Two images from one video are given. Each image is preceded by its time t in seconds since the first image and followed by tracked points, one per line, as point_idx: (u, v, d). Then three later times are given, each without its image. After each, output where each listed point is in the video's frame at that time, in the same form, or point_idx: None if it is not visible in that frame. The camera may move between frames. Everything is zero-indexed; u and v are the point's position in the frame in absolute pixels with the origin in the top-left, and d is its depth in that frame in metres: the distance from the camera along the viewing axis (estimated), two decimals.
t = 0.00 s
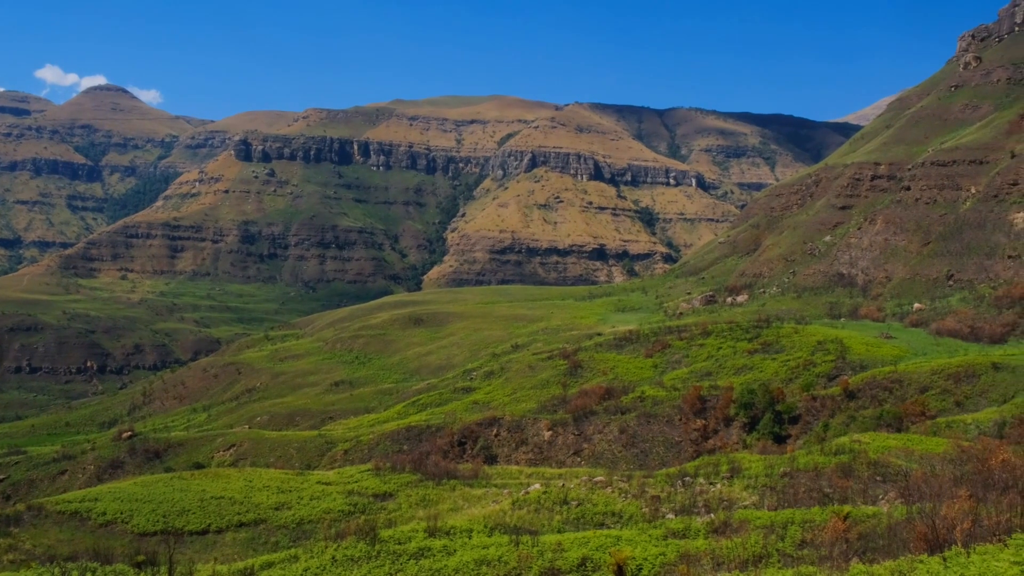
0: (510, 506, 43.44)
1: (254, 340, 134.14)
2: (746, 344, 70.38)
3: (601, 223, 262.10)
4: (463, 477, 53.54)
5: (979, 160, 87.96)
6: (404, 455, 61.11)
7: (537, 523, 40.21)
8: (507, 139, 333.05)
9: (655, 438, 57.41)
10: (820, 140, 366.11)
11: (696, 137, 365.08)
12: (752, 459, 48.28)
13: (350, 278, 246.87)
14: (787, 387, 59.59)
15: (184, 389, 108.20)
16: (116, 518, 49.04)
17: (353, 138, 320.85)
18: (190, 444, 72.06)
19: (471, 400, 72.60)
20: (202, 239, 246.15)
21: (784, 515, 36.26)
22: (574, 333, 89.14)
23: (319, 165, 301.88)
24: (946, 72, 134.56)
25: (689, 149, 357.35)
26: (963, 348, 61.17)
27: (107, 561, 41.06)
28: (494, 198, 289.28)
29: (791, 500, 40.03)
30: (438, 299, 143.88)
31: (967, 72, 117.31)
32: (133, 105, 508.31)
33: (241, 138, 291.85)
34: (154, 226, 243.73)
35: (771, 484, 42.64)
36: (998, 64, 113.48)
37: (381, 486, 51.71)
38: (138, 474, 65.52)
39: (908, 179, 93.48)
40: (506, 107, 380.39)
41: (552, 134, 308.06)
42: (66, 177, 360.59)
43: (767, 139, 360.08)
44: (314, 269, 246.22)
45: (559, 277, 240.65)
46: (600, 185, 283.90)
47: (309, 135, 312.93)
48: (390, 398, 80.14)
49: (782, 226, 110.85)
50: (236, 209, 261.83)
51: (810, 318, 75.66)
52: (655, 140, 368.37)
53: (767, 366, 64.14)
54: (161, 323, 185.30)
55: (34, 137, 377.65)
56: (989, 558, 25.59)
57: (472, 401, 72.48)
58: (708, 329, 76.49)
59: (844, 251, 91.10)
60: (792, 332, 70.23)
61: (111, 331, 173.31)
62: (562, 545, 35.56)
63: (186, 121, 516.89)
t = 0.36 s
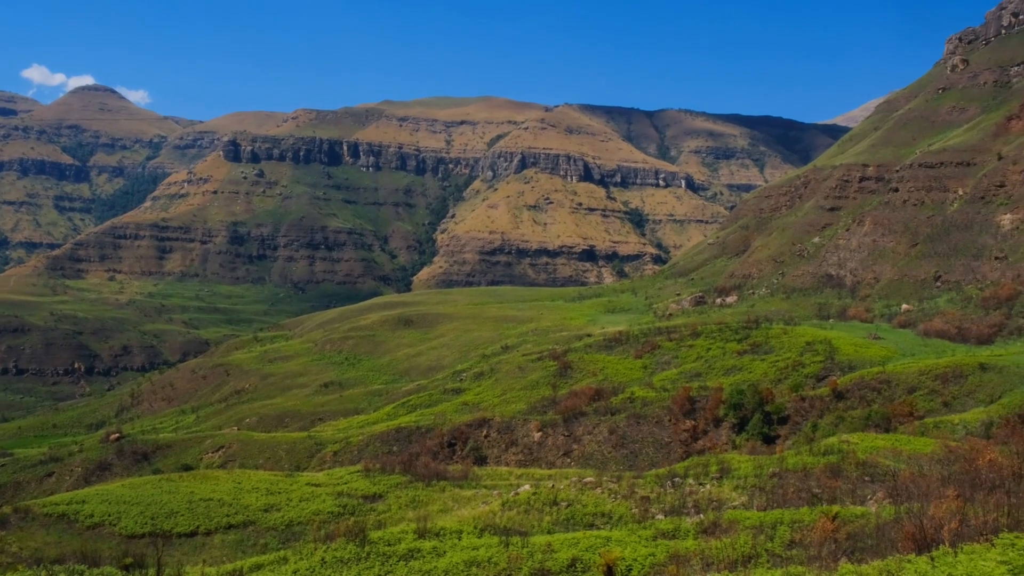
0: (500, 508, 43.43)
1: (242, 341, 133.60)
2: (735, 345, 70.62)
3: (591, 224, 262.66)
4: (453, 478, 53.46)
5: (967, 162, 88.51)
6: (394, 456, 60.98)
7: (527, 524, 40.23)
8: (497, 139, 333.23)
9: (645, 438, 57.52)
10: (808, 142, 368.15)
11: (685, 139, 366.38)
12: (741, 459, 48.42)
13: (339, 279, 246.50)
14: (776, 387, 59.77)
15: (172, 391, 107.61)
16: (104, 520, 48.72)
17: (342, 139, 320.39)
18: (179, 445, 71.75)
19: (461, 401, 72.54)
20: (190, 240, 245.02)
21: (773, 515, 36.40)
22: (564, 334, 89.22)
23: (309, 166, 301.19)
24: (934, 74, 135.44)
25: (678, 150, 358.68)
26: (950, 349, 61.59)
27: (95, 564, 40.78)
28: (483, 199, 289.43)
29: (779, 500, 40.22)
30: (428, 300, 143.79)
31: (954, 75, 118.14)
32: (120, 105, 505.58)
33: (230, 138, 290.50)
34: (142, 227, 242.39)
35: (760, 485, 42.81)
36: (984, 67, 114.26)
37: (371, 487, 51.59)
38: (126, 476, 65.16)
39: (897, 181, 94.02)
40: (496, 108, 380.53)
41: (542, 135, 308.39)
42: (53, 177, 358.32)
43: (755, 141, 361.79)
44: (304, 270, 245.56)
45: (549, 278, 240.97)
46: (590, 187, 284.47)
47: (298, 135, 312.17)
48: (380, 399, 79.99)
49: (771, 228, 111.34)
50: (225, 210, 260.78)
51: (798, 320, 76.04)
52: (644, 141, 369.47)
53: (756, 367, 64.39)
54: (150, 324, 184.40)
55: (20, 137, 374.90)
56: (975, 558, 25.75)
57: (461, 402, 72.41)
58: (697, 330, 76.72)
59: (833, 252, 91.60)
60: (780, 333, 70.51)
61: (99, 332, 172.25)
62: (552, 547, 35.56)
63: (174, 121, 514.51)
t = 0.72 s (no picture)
0: (490, 509, 43.39)
1: (231, 342, 133.03)
2: (724, 346, 70.83)
3: (580, 225, 263.01)
4: (443, 479, 53.39)
5: (954, 164, 89.12)
6: (384, 457, 60.84)
7: (517, 525, 40.25)
8: (487, 140, 333.31)
9: (635, 439, 57.61)
10: (797, 143, 369.68)
11: (674, 140, 367.35)
12: (731, 460, 48.59)
13: (329, 280, 245.94)
14: (765, 388, 59.99)
15: (160, 392, 107.03)
16: (91, 522, 48.44)
17: (332, 139, 319.69)
18: (167, 447, 71.34)
19: (451, 402, 72.53)
20: (179, 241, 243.73)
21: (763, 515, 36.53)
22: (553, 335, 89.30)
23: (298, 166, 300.31)
24: (922, 76, 136.26)
25: (667, 151, 359.56)
26: (937, 349, 61.98)
27: (83, 566, 40.52)
28: (473, 200, 289.25)
29: (768, 501, 40.38)
30: (417, 301, 143.61)
31: (942, 77, 118.88)
32: (108, 105, 502.87)
33: (218, 138, 289.22)
34: (130, 228, 240.95)
35: (750, 485, 42.96)
36: (972, 70, 115.04)
37: (361, 489, 51.47)
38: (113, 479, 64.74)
39: (885, 183, 94.57)
40: (486, 109, 380.64)
41: (532, 136, 308.55)
42: (40, 177, 356.02)
43: (744, 142, 363.03)
44: (293, 271, 244.78)
45: (539, 279, 240.94)
46: (579, 188, 284.84)
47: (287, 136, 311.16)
48: (369, 400, 79.82)
49: (760, 229, 111.78)
50: (213, 210, 259.55)
51: (787, 320, 76.37)
52: (634, 142, 370.26)
53: (745, 368, 64.61)
54: (138, 325, 183.45)
55: (7, 137, 372.16)
56: (963, 558, 25.92)
57: (451, 403, 72.30)
58: (686, 331, 76.94)
59: (821, 254, 92.07)
60: (769, 334, 70.78)
61: (86, 333, 171.15)
62: (543, 548, 35.56)
63: (162, 121, 512.08)
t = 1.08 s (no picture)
0: (479, 509, 43.35)
1: (219, 343, 132.42)
2: (712, 346, 71.08)
3: (569, 225, 263.35)
4: (431, 480, 53.34)
5: (940, 165, 89.79)
6: (372, 458, 60.71)
7: (506, 526, 40.22)
8: (476, 141, 333.37)
9: (623, 439, 57.71)
10: (784, 145, 371.43)
11: (663, 141, 368.42)
12: (719, 460, 48.75)
13: (317, 280, 245.26)
14: (753, 388, 60.24)
15: (147, 393, 106.34)
16: (77, 524, 48.10)
17: (320, 139, 318.83)
18: (154, 449, 70.91)
19: (439, 403, 72.51)
20: (165, 241, 242.33)
21: (750, 515, 36.65)
22: (542, 335, 89.42)
23: (286, 167, 299.29)
24: (908, 78, 137.24)
25: (656, 152, 360.54)
26: (923, 349, 62.42)
27: (68, 568, 40.21)
28: (461, 200, 289.02)
29: (756, 500, 40.54)
30: (406, 301, 143.40)
31: (927, 79, 119.76)
32: (94, 105, 499.58)
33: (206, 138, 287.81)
34: (116, 228, 239.30)
35: (738, 485, 43.12)
36: (957, 72, 115.97)
37: (349, 490, 51.32)
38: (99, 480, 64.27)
39: (871, 184, 95.16)
40: (474, 110, 380.53)
41: (520, 137, 308.76)
42: (25, 177, 353.06)
43: (732, 144, 364.54)
44: (280, 272, 243.89)
45: (527, 279, 240.94)
46: (568, 189, 285.24)
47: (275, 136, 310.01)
48: (358, 401, 79.64)
49: (748, 229, 112.24)
50: (200, 210, 258.11)
51: (775, 321, 76.69)
52: (622, 143, 371.11)
53: (733, 368, 64.87)
54: (124, 326, 182.30)
55: None
56: (949, 556, 26.07)
57: (440, 404, 72.21)
58: (675, 331, 77.15)
59: (808, 255, 92.53)
60: (757, 334, 71.07)
61: (72, 334, 169.91)
62: (531, 548, 35.57)
63: (149, 121, 509.20)
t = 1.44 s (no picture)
0: (468, 510, 43.29)
1: (208, 344, 131.82)
2: (701, 347, 71.25)
3: (558, 226, 263.62)
4: (420, 481, 53.27)
5: (927, 167, 90.36)
6: (361, 459, 60.57)
7: (495, 526, 40.17)
8: (465, 141, 333.23)
9: (613, 440, 57.73)
10: (772, 146, 372.96)
11: (652, 142, 369.31)
12: (708, 459, 48.88)
13: (306, 280, 244.57)
14: (742, 388, 60.45)
15: (135, 394, 105.72)
16: (64, 526, 47.78)
17: (309, 140, 317.99)
18: (141, 450, 70.46)
19: (429, 404, 72.40)
20: (153, 241, 241.02)
21: (740, 515, 36.75)
22: (531, 336, 89.41)
23: (275, 167, 298.40)
24: (896, 80, 138.09)
25: (645, 153, 361.34)
26: (911, 349, 62.77)
27: (55, 571, 39.92)
28: (451, 201, 288.84)
29: (745, 500, 40.67)
30: (396, 302, 143.09)
31: (915, 81, 120.54)
32: (82, 104, 496.37)
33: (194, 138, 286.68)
34: (103, 228, 237.83)
35: (727, 484, 43.24)
36: (944, 74, 116.76)
37: (338, 491, 51.17)
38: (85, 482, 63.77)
39: (860, 184, 95.64)
40: (464, 110, 380.37)
41: (510, 137, 308.97)
42: (11, 176, 350.83)
43: (721, 144, 365.75)
44: (269, 272, 243.04)
45: (517, 279, 240.99)
46: (557, 189, 285.55)
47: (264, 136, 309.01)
48: (347, 402, 79.39)
49: (737, 230, 112.64)
50: (189, 211, 256.86)
51: (764, 321, 76.98)
52: (611, 144, 371.76)
53: (722, 369, 65.07)
54: (112, 326, 181.15)
55: None
56: (935, 555, 26.21)
57: (429, 405, 72.11)
58: (664, 331, 77.32)
59: (797, 255, 92.89)
60: (746, 334, 71.29)
61: (58, 335, 168.69)
62: (521, 549, 35.54)
63: (136, 121, 506.66)
